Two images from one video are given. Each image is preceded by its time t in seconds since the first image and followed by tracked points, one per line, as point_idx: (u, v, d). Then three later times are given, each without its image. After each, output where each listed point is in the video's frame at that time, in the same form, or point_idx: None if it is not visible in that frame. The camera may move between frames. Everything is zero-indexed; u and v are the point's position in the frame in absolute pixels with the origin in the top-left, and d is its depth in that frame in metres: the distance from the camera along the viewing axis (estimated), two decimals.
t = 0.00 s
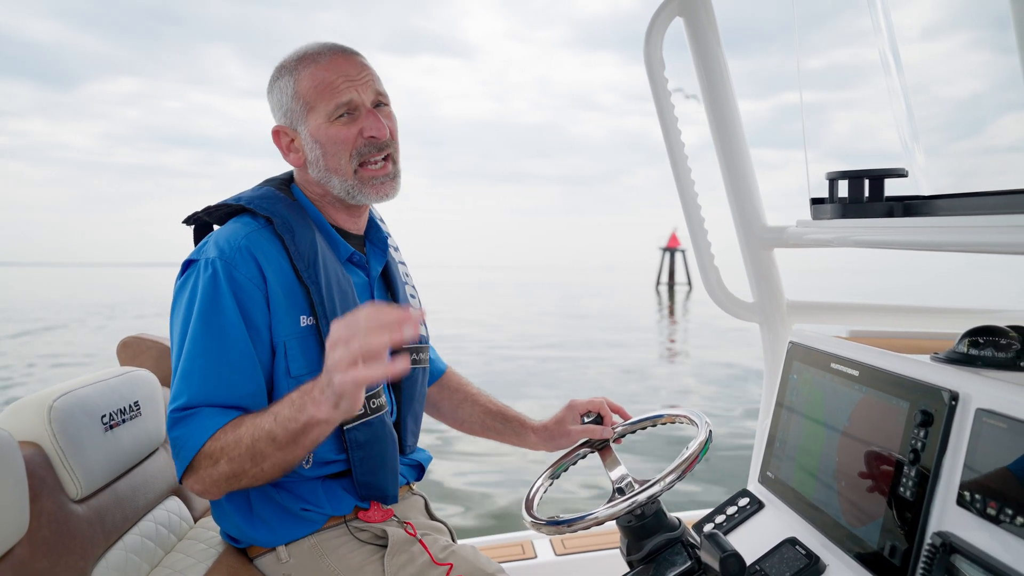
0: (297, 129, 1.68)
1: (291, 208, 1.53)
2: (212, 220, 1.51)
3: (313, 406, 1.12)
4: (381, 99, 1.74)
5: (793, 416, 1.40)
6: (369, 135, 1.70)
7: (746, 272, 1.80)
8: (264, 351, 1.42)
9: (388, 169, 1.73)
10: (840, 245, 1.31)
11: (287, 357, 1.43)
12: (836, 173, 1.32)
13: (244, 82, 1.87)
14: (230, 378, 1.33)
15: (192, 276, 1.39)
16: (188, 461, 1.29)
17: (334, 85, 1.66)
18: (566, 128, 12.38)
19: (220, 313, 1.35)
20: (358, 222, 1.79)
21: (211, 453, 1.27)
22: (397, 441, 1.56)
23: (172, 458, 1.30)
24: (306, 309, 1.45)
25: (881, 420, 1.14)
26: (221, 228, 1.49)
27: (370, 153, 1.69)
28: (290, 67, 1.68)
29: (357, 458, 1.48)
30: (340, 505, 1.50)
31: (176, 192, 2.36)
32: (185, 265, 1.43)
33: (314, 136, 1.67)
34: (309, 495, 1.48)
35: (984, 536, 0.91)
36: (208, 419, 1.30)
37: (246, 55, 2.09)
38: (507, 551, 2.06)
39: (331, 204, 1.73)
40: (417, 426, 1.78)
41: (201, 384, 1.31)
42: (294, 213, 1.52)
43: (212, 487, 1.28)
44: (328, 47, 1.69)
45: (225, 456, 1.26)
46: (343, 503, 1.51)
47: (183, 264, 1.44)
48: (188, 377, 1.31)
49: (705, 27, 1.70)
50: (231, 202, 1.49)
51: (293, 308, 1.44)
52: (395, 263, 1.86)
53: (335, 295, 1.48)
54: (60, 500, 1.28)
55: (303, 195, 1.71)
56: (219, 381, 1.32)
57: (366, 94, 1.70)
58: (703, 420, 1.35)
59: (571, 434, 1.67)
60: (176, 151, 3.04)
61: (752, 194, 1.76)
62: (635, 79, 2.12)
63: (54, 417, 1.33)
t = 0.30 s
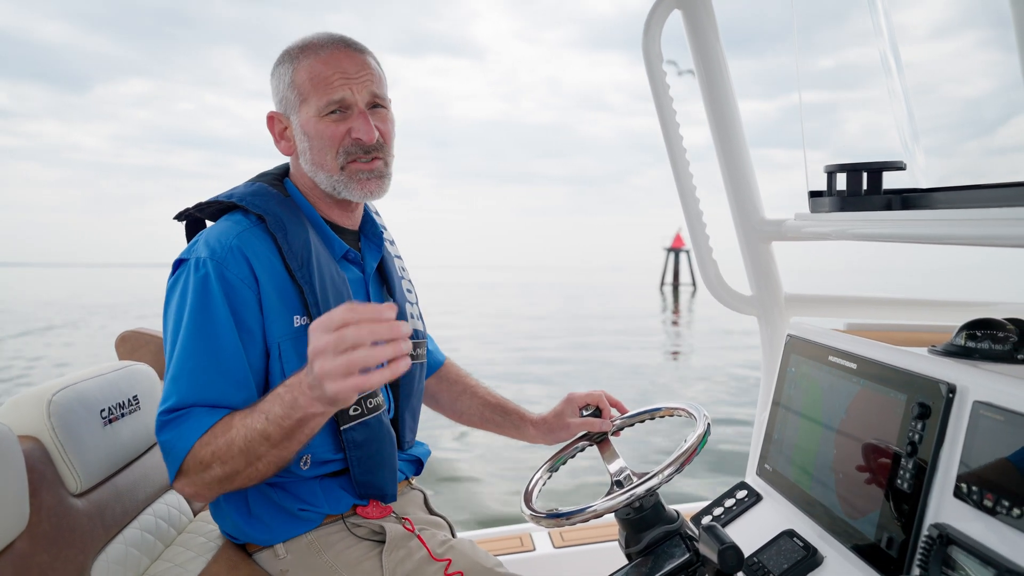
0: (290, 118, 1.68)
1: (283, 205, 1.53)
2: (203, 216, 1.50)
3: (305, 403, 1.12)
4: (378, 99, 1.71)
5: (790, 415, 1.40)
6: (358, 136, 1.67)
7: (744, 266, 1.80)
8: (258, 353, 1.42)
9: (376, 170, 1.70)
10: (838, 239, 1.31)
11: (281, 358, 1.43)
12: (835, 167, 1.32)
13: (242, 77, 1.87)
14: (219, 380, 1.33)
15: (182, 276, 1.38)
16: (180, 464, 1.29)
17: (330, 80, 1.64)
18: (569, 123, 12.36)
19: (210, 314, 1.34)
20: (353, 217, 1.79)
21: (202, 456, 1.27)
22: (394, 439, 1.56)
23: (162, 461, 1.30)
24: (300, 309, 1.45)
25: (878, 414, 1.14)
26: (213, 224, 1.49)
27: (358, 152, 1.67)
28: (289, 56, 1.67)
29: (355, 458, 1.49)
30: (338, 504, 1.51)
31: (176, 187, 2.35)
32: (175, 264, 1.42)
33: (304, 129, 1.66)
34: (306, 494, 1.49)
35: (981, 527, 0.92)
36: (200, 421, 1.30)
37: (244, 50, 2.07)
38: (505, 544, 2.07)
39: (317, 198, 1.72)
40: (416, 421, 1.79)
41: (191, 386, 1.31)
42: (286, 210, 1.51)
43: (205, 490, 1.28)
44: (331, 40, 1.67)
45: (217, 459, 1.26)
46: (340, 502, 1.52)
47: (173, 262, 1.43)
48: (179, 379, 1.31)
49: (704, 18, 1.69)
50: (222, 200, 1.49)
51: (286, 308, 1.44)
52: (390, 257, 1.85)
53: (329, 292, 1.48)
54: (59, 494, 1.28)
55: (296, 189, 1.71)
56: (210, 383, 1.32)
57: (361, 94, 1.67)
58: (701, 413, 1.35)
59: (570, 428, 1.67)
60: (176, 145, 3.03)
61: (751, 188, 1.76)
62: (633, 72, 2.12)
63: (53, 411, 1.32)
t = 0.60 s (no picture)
0: (288, 112, 1.69)
1: (280, 205, 1.53)
2: (201, 215, 1.52)
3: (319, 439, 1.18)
4: (379, 99, 1.72)
5: (790, 415, 1.41)
6: (356, 135, 1.68)
7: (744, 264, 1.80)
8: (252, 358, 1.43)
9: (371, 170, 1.71)
10: (838, 236, 1.32)
11: (277, 363, 1.44)
12: (835, 165, 1.33)
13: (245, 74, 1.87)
14: (217, 385, 1.33)
15: (177, 279, 1.39)
16: (178, 470, 1.28)
17: (331, 76, 1.64)
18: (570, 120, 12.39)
19: (206, 319, 1.34)
20: (353, 215, 1.79)
21: (200, 472, 1.28)
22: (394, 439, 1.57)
23: (163, 462, 1.27)
24: (296, 313, 1.46)
25: (877, 412, 1.15)
26: (210, 224, 1.50)
27: (354, 151, 1.67)
28: (292, 48, 1.66)
29: (355, 457, 1.50)
30: (339, 502, 1.51)
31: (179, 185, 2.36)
32: (171, 267, 1.43)
33: (302, 124, 1.66)
34: (308, 493, 1.49)
35: (979, 522, 0.92)
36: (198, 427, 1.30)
37: (247, 48, 2.08)
38: (505, 540, 2.08)
39: (312, 195, 1.73)
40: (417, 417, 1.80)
41: (187, 392, 1.31)
42: (283, 210, 1.52)
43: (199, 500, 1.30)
44: (335, 36, 1.66)
45: (219, 473, 1.27)
46: (341, 501, 1.52)
47: (168, 265, 1.44)
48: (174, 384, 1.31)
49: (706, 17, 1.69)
50: (219, 200, 1.50)
51: (283, 312, 1.45)
52: (391, 255, 1.86)
53: (326, 293, 1.48)
54: (65, 488, 1.29)
55: (292, 187, 1.72)
56: (205, 390, 1.32)
57: (361, 92, 1.68)
58: (702, 409, 1.36)
59: (571, 424, 1.68)
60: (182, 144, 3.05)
61: (751, 185, 1.76)
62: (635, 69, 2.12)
63: (58, 407, 1.33)
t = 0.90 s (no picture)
0: (310, 114, 1.65)
1: (279, 206, 1.54)
2: (199, 222, 1.53)
3: (357, 429, 1.18)
4: (396, 99, 1.77)
5: (790, 416, 1.42)
6: (389, 131, 1.71)
7: (745, 267, 1.81)
8: (259, 357, 1.43)
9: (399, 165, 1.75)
10: (838, 239, 1.32)
11: (283, 361, 1.45)
12: (835, 169, 1.33)
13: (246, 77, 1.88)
14: (232, 386, 1.35)
15: (182, 282, 1.40)
16: (200, 470, 1.29)
17: (362, 75, 1.67)
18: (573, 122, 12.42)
19: (218, 320, 1.35)
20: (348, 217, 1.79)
21: (227, 466, 1.29)
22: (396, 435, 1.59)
23: (184, 463, 1.28)
24: (300, 311, 1.47)
25: (877, 415, 1.15)
26: (209, 229, 1.51)
27: (387, 146, 1.71)
28: (311, 50, 1.65)
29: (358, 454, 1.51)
30: (340, 502, 1.52)
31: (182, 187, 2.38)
32: (175, 271, 1.44)
33: (332, 124, 1.65)
34: (311, 494, 1.49)
35: (977, 525, 0.93)
36: (221, 427, 1.31)
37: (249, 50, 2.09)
38: (506, 542, 2.09)
39: (335, 195, 1.72)
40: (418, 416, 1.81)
41: (205, 391, 1.32)
42: (283, 211, 1.52)
43: (222, 497, 1.30)
44: (353, 39, 1.69)
45: (246, 469, 1.29)
46: (344, 501, 1.53)
47: (173, 269, 1.45)
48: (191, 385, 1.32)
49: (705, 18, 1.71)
50: (218, 204, 1.51)
51: (287, 310, 1.46)
52: (388, 253, 1.87)
53: (328, 292, 1.50)
54: (70, 489, 1.30)
55: (289, 189, 1.71)
56: (222, 390, 1.33)
57: (387, 90, 1.72)
58: (703, 412, 1.37)
59: (573, 426, 1.69)
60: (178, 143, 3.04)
61: (752, 188, 1.77)
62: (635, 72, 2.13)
63: (63, 408, 1.34)
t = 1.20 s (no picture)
0: (300, 117, 1.66)
1: (266, 210, 1.55)
2: (186, 231, 1.53)
3: (434, 329, 1.29)
4: (385, 108, 1.76)
5: (792, 416, 1.42)
6: (377, 139, 1.71)
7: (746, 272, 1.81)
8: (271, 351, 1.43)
9: (383, 173, 1.75)
10: (839, 245, 1.33)
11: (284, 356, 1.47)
12: (836, 175, 1.33)
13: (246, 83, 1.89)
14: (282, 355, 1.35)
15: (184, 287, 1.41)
16: (298, 429, 1.28)
17: (354, 83, 1.67)
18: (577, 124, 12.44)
19: (241, 305, 1.37)
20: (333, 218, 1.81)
21: (332, 414, 1.29)
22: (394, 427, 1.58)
23: (279, 426, 1.27)
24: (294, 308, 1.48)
25: (878, 419, 1.16)
26: (196, 238, 1.51)
27: (374, 153, 1.71)
28: (304, 54, 1.65)
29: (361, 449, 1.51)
30: (342, 501, 1.52)
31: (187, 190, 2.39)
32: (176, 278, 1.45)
33: (321, 128, 1.65)
34: (314, 493, 1.49)
35: (978, 530, 0.93)
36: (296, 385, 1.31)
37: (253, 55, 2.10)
38: (509, 546, 2.08)
39: (317, 197, 1.73)
40: (415, 411, 1.82)
41: (269, 362, 1.32)
42: (267, 213, 1.54)
43: (332, 451, 1.29)
44: (346, 47, 1.70)
45: (349, 411, 1.29)
46: (346, 500, 1.53)
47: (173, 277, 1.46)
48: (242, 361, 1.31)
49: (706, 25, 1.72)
50: (204, 213, 1.51)
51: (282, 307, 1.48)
52: (374, 253, 1.89)
53: (320, 292, 1.52)
54: (73, 493, 1.30)
55: (271, 194, 1.74)
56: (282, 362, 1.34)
57: (378, 99, 1.72)
58: (705, 417, 1.37)
59: (574, 430, 1.69)
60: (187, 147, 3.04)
61: (753, 193, 1.77)
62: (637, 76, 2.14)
63: (67, 412, 1.34)
